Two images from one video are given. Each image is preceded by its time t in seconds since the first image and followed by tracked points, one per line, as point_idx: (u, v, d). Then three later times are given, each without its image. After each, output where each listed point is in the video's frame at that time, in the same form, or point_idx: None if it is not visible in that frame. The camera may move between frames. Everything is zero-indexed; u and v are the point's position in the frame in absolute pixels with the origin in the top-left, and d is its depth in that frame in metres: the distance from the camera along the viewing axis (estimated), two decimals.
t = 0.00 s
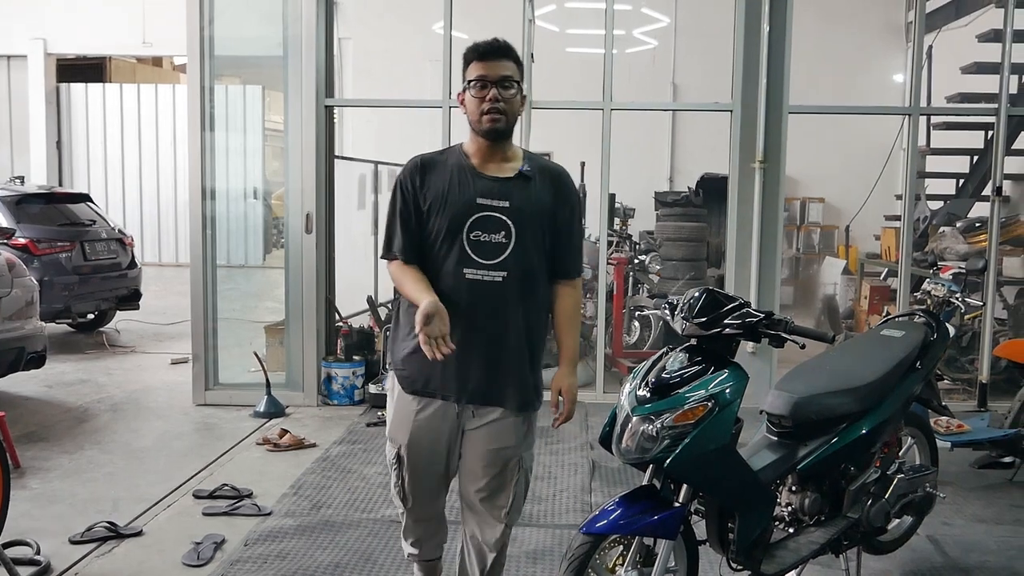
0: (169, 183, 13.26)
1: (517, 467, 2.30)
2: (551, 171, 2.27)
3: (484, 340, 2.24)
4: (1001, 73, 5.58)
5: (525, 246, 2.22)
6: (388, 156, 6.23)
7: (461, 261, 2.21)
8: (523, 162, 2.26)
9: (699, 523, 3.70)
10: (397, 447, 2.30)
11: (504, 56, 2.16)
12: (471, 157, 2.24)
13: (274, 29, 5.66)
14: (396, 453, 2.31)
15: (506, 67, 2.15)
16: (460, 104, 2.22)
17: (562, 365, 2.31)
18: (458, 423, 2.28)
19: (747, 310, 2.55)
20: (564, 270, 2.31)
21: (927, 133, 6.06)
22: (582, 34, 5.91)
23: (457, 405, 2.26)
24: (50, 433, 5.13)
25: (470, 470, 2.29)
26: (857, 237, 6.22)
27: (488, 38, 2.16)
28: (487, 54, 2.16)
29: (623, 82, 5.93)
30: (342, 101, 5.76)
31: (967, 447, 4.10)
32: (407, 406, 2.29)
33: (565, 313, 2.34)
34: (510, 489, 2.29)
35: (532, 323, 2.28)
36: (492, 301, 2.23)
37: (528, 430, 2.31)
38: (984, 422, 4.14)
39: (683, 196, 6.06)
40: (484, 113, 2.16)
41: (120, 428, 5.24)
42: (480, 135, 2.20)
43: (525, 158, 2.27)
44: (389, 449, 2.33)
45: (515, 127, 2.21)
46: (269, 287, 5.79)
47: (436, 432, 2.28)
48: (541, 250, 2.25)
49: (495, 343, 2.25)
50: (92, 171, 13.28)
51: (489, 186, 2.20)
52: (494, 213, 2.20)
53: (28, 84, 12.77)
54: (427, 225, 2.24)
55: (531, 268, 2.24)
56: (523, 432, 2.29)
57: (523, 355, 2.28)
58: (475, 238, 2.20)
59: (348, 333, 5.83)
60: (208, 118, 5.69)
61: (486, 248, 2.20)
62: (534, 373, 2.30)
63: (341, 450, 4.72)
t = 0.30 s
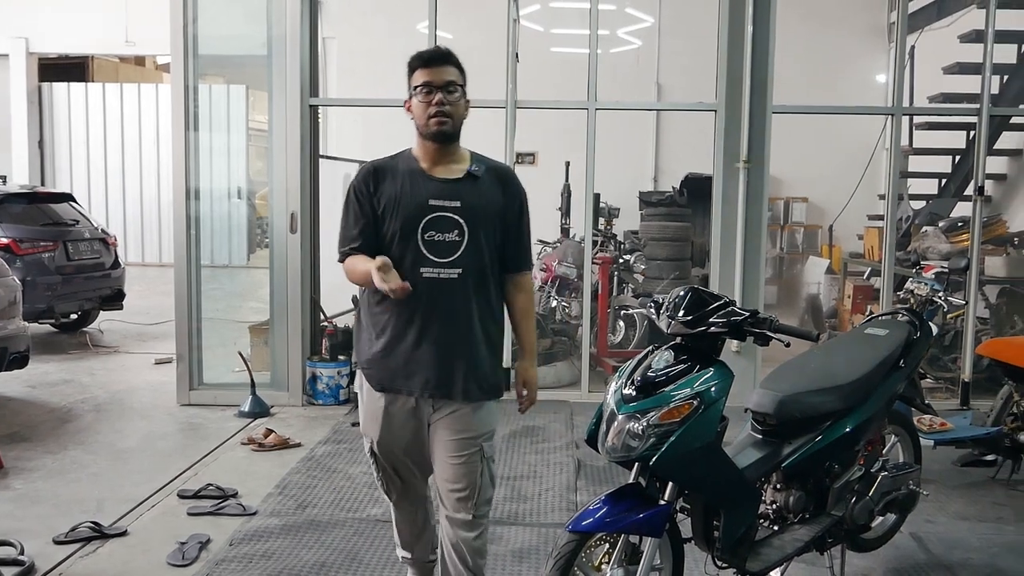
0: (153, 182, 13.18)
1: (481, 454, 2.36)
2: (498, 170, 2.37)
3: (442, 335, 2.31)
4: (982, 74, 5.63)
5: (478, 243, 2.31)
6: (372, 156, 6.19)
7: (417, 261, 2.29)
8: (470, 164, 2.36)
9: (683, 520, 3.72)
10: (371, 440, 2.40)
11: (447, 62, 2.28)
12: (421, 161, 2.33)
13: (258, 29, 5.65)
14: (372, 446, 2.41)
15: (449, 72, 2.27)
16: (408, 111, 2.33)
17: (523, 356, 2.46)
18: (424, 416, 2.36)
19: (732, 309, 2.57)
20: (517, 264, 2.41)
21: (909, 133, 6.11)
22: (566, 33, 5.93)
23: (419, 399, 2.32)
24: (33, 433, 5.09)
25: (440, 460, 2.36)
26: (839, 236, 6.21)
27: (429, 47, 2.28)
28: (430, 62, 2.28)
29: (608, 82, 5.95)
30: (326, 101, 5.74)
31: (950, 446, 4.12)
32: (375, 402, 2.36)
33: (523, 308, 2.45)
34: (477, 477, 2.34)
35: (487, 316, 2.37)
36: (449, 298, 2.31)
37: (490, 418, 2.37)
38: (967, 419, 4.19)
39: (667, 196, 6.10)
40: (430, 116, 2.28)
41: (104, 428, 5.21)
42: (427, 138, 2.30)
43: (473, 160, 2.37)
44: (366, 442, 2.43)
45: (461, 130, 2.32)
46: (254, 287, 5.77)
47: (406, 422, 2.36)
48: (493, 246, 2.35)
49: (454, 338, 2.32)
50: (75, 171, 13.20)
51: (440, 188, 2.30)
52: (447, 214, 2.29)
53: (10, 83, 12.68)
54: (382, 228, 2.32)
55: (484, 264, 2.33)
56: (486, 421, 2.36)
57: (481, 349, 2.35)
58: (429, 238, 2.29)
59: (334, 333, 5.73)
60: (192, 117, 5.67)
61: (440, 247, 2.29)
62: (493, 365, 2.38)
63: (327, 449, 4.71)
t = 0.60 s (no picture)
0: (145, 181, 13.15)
1: (465, 439, 2.43)
2: (466, 167, 2.47)
3: (427, 330, 2.39)
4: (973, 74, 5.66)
5: (455, 239, 2.40)
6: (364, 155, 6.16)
7: (399, 261, 2.36)
8: (439, 162, 2.44)
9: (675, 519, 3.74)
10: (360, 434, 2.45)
11: (406, 63, 2.36)
12: (392, 162, 2.40)
13: (250, 29, 5.65)
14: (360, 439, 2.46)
15: (408, 71, 2.34)
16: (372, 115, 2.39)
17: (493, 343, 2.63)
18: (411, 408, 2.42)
19: (723, 307, 2.59)
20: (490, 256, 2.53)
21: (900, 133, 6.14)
22: (559, 34, 5.95)
23: (407, 394, 2.40)
24: (26, 433, 5.09)
25: (426, 449, 2.42)
26: (833, 236, 6.24)
27: (390, 50, 2.36)
28: (390, 65, 2.36)
29: (600, 82, 5.97)
30: (319, 100, 5.76)
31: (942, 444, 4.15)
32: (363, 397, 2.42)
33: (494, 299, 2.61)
34: (461, 461, 2.41)
35: (466, 309, 2.47)
36: (431, 294, 2.39)
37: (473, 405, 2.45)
38: (959, 418, 4.21)
39: (659, 196, 6.09)
40: (396, 115, 2.33)
41: (97, 428, 5.21)
42: (395, 138, 2.36)
43: (441, 159, 2.45)
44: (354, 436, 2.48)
45: (427, 126, 2.39)
46: (247, 287, 5.77)
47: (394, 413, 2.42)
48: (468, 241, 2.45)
49: (436, 332, 2.40)
50: (67, 170, 13.17)
51: (415, 188, 2.37)
52: (424, 213, 2.36)
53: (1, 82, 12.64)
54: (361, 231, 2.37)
55: (461, 260, 2.43)
56: (470, 409, 2.44)
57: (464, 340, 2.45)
58: (410, 238, 2.35)
59: (327, 333, 5.84)
60: (184, 117, 5.67)
61: (420, 246, 2.36)
62: (474, 355, 2.48)
63: (319, 449, 4.72)
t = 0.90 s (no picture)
0: (144, 181, 13.13)
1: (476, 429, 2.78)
2: (458, 162, 2.74)
3: (426, 317, 2.66)
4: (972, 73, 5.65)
5: (448, 232, 2.66)
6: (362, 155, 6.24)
7: (399, 255, 2.61)
8: (431, 156, 2.69)
9: (673, 515, 3.74)
10: (360, 427, 2.69)
11: (391, 62, 2.52)
12: (387, 159, 2.65)
13: (248, 28, 5.65)
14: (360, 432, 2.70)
15: (394, 70, 2.50)
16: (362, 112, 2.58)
17: (498, 330, 2.89)
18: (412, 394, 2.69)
19: (721, 304, 2.58)
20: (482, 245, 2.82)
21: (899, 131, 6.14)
22: (557, 32, 5.94)
23: (410, 380, 2.66)
24: (24, 432, 5.07)
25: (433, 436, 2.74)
26: (831, 235, 6.22)
27: (376, 51, 2.52)
28: (375, 64, 2.52)
29: (598, 80, 5.96)
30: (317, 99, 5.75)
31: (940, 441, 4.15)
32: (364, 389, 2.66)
33: (493, 287, 2.92)
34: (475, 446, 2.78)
35: (461, 295, 2.75)
36: (427, 284, 2.65)
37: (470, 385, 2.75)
38: (957, 417, 4.19)
39: (658, 195, 6.09)
40: (385, 115, 2.53)
41: (95, 427, 5.20)
42: (387, 134, 2.57)
43: (432, 154, 2.70)
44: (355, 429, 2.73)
45: (416, 121, 2.59)
46: (245, 286, 5.77)
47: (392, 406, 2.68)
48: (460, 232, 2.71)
49: (433, 319, 2.67)
50: (66, 170, 13.17)
51: (410, 183, 2.61)
52: (420, 208, 2.61)
53: None
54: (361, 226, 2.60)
55: (455, 251, 2.70)
56: (467, 391, 2.74)
57: (460, 325, 2.74)
58: (407, 232, 2.60)
59: (325, 331, 5.86)
60: (182, 116, 5.66)
61: (418, 239, 2.62)
62: (469, 338, 2.76)
63: (317, 447, 4.72)
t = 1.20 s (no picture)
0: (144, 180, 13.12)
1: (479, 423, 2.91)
2: (473, 160, 2.85)
3: (443, 310, 2.75)
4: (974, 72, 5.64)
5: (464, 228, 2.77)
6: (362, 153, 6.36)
7: (419, 249, 2.70)
8: (447, 155, 2.81)
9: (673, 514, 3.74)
10: (376, 421, 2.71)
11: (413, 65, 2.62)
12: (407, 159, 2.74)
13: (248, 27, 5.65)
14: (376, 426, 2.72)
15: (417, 73, 2.61)
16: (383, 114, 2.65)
17: (502, 318, 2.91)
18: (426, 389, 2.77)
19: (722, 303, 2.57)
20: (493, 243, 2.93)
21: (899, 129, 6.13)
22: (557, 31, 5.94)
23: (429, 371, 2.75)
24: (24, 431, 5.07)
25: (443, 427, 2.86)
26: (832, 233, 6.25)
27: (396, 53, 2.60)
28: (398, 67, 2.61)
29: (598, 79, 5.98)
30: (318, 97, 5.74)
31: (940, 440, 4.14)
32: (383, 381, 2.71)
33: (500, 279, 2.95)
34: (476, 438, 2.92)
35: (475, 289, 2.85)
36: (445, 278, 2.75)
37: (479, 377, 2.86)
38: (958, 416, 4.19)
39: (659, 194, 6.10)
40: (410, 116, 2.61)
41: (95, 425, 5.20)
42: (410, 135, 2.65)
43: (446, 153, 2.80)
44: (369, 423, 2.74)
45: (436, 122, 2.69)
46: (245, 285, 5.78)
47: (407, 398, 2.73)
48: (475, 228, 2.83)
49: (450, 312, 2.77)
50: (67, 168, 13.17)
51: (429, 180, 2.70)
52: (438, 204, 2.70)
53: None
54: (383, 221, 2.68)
55: (469, 246, 2.81)
56: (478, 384, 2.86)
57: (473, 318, 2.85)
58: (426, 227, 2.70)
59: (324, 331, 5.83)
60: (182, 115, 5.66)
61: (436, 234, 2.71)
62: (480, 332, 2.87)
63: (318, 446, 4.72)
